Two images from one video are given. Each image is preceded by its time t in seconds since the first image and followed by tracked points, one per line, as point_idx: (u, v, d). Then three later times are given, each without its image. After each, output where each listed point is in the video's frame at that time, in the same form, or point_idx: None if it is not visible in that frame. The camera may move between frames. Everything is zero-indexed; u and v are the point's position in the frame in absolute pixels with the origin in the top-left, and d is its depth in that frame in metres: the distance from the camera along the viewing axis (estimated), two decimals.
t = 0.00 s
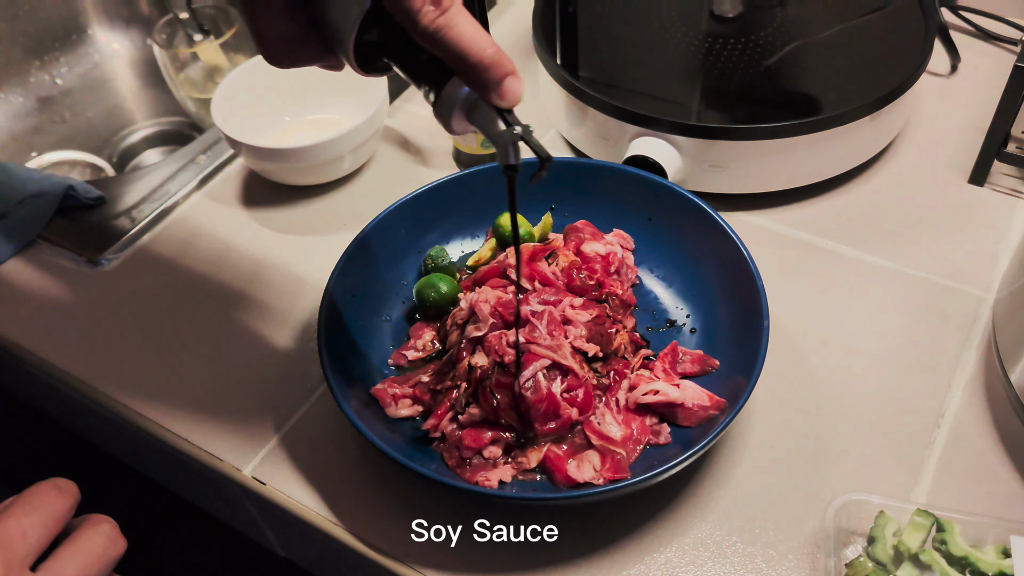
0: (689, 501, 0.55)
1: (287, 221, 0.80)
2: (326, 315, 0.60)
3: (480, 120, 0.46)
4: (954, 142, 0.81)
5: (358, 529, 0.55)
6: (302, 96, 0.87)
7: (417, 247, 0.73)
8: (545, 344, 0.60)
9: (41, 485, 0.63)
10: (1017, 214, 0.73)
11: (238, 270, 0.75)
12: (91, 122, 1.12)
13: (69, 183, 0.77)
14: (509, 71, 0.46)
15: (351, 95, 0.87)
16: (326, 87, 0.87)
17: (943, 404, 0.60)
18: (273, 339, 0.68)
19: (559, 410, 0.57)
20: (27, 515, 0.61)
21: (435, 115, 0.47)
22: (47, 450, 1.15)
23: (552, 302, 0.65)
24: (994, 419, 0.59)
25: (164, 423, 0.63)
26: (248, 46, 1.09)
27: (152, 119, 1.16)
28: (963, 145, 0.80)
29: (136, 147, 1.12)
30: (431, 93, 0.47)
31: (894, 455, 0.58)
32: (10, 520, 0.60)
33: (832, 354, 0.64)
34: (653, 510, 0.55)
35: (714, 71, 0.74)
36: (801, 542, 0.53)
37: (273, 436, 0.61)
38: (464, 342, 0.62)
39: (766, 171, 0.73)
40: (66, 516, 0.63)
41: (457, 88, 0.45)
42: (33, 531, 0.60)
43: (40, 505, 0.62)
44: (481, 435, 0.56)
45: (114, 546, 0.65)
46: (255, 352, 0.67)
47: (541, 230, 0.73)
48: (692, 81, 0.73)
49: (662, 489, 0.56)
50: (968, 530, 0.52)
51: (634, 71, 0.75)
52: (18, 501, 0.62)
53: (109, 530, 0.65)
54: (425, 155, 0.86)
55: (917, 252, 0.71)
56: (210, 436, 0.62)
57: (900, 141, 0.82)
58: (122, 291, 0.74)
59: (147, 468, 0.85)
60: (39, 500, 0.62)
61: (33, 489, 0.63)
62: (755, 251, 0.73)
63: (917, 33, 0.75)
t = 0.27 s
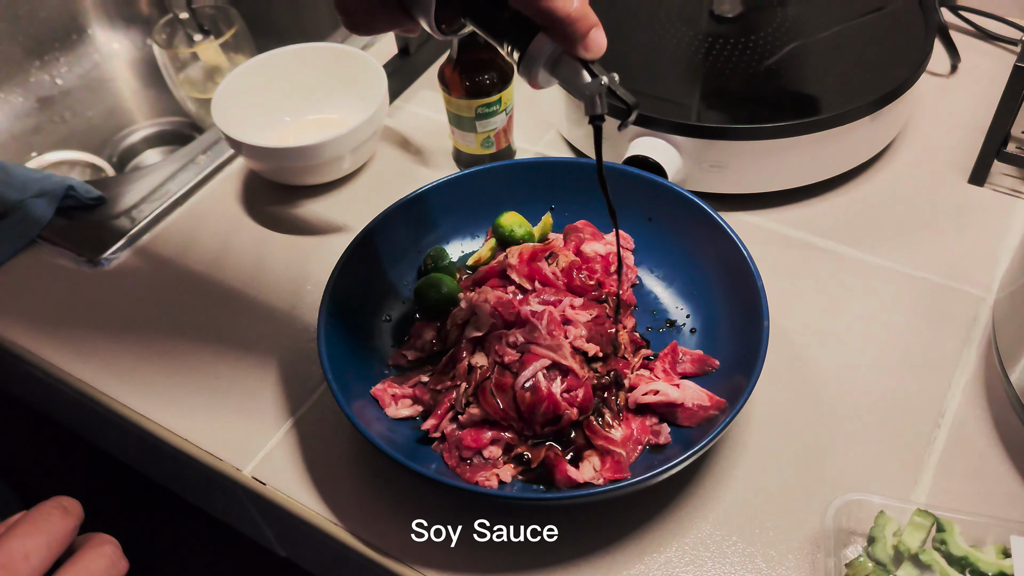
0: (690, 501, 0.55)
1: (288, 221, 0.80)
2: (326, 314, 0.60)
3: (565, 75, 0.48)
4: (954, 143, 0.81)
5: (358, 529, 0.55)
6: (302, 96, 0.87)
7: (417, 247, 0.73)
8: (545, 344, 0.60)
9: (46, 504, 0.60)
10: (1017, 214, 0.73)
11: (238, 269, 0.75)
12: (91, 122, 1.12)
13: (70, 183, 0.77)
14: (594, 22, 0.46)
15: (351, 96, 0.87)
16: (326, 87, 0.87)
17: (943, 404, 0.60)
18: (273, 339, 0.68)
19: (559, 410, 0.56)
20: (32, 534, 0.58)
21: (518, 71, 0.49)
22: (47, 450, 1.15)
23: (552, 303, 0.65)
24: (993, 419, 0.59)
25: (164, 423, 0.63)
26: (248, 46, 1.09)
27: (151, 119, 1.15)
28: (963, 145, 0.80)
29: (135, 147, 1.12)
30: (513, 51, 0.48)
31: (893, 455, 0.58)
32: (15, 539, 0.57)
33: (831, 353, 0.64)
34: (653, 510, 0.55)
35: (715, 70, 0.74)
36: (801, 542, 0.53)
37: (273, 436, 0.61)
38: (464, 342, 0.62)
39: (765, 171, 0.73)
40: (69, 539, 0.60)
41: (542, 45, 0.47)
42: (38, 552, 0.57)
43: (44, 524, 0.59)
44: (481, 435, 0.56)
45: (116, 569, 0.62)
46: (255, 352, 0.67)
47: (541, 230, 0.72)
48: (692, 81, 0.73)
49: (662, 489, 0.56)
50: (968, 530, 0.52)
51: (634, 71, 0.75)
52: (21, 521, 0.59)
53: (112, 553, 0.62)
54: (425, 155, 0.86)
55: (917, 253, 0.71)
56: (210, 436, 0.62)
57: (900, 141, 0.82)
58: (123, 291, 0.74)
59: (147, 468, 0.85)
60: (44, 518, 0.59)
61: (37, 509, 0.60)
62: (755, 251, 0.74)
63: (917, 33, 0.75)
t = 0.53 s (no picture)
0: (690, 501, 0.55)
1: (288, 221, 0.80)
2: (326, 315, 0.60)
3: (526, 17, 0.50)
4: (954, 143, 0.81)
5: (358, 529, 0.55)
6: (303, 96, 0.87)
7: (417, 247, 0.73)
8: (545, 344, 0.60)
9: (52, 505, 0.61)
10: (1017, 214, 0.73)
11: (238, 269, 0.75)
12: (91, 122, 1.12)
13: (69, 183, 0.77)
14: None
15: (351, 96, 0.87)
16: (326, 87, 0.87)
17: (943, 404, 0.60)
18: (273, 339, 0.68)
19: (559, 410, 0.56)
20: (36, 536, 0.58)
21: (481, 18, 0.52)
22: (47, 450, 1.15)
23: (552, 302, 0.65)
24: (994, 419, 0.59)
25: (164, 423, 0.63)
26: (248, 46, 1.09)
27: (151, 119, 1.15)
28: (963, 145, 0.80)
29: (135, 147, 1.11)
30: None
31: (894, 455, 0.57)
32: (20, 541, 0.57)
33: (831, 353, 0.64)
34: (653, 510, 0.55)
35: (714, 70, 0.74)
36: (801, 542, 0.53)
37: (273, 436, 0.61)
38: (464, 341, 0.62)
39: (765, 171, 0.73)
40: (74, 540, 0.60)
41: None
42: (41, 554, 0.58)
43: (49, 526, 0.59)
44: (481, 435, 0.56)
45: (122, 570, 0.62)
46: (255, 352, 0.67)
47: (542, 230, 0.72)
48: (692, 81, 0.73)
49: (663, 489, 0.56)
50: (968, 530, 0.52)
51: (634, 70, 0.75)
52: (28, 522, 0.60)
53: (117, 554, 0.62)
54: (424, 155, 0.86)
55: (918, 253, 0.71)
56: (210, 436, 0.62)
57: (900, 141, 0.82)
58: (122, 291, 0.74)
59: (147, 468, 0.85)
60: (48, 521, 0.59)
61: (43, 510, 0.61)
62: (755, 251, 0.74)
63: (917, 32, 0.75)
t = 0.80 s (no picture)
0: (690, 501, 0.55)
1: (288, 221, 0.80)
2: (326, 315, 0.60)
3: (450, 14, 0.51)
4: (954, 143, 0.81)
5: (358, 530, 0.55)
6: (303, 96, 0.87)
7: (417, 247, 0.73)
8: (544, 344, 0.60)
9: (59, 494, 0.60)
10: (1017, 214, 0.73)
11: (238, 269, 0.75)
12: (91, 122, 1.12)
13: (69, 183, 0.77)
14: None
15: (351, 95, 0.87)
16: (326, 87, 0.87)
17: (943, 404, 0.60)
18: (273, 340, 0.68)
19: (559, 410, 0.56)
20: (46, 523, 0.58)
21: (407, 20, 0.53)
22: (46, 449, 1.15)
23: (552, 302, 0.65)
24: (994, 419, 0.59)
25: (163, 423, 0.63)
26: (248, 46, 1.09)
27: (151, 119, 1.15)
28: (963, 145, 0.80)
29: (135, 147, 1.12)
30: None
31: (893, 456, 0.57)
32: (29, 528, 0.57)
33: (832, 353, 0.64)
34: (653, 510, 0.55)
35: (714, 71, 0.74)
36: (801, 542, 0.53)
37: (272, 436, 0.61)
38: (464, 342, 0.62)
39: (765, 171, 0.73)
40: (83, 527, 0.60)
41: None
42: (51, 540, 0.57)
43: (58, 513, 0.59)
44: (481, 435, 0.56)
45: (130, 558, 0.62)
46: (255, 352, 0.67)
47: (541, 230, 0.72)
48: (692, 81, 0.73)
49: (662, 489, 0.56)
50: (968, 530, 0.52)
51: (634, 71, 0.75)
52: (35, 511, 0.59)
53: (125, 542, 0.62)
54: (425, 155, 0.86)
55: (918, 253, 0.71)
56: (210, 436, 0.62)
57: (900, 141, 0.82)
58: (122, 291, 0.74)
59: (147, 468, 0.85)
60: (57, 508, 0.59)
61: (50, 499, 0.60)
62: (755, 251, 0.73)
63: (918, 32, 0.75)
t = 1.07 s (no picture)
0: (690, 501, 0.55)
1: (288, 221, 0.80)
2: (326, 314, 0.60)
3: (450, 71, 0.49)
4: (954, 142, 0.81)
5: (358, 529, 0.55)
6: (303, 96, 0.87)
7: (417, 247, 0.73)
8: (545, 344, 0.60)
9: (64, 492, 0.60)
10: (1017, 214, 0.73)
11: (239, 269, 0.75)
12: (91, 122, 1.12)
13: (69, 183, 0.77)
14: (475, 19, 0.49)
15: (351, 95, 0.87)
16: (326, 87, 0.87)
17: (943, 404, 0.60)
18: (273, 340, 0.68)
19: (559, 410, 0.56)
20: (53, 522, 0.57)
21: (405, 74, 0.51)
22: (47, 450, 1.15)
23: (552, 302, 0.65)
24: (994, 419, 0.59)
25: (164, 423, 0.63)
26: (248, 47, 1.09)
27: (152, 119, 1.15)
28: (963, 145, 0.80)
29: (135, 147, 1.12)
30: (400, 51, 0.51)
31: (893, 456, 0.57)
32: (35, 526, 0.57)
33: (832, 353, 0.64)
34: (653, 510, 0.55)
35: (714, 71, 0.74)
36: (801, 542, 0.53)
37: (273, 436, 0.61)
38: (464, 342, 0.63)
39: (766, 171, 0.73)
40: (90, 525, 0.60)
41: (424, 42, 0.49)
42: (59, 539, 0.57)
43: (64, 512, 0.58)
44: (481, 435, 0.56)
45: (135, 555, 0.62)
46: (256, 352, 0.67)
47: (541, 230, 0.72)
48: (692, 81, 0.73)
49: (663, 489, 0.56)
50: (968, 530, 0.52)
51: (634, 71, 0.75)
52: (41, 509, 0.59)
53: (131, 539, 0.62)
54: (425, 155, 0.86)
55: (918, 253, 0.71)
56: (210, 436, 0.62)
57: (900, 141, 0.82)
58: (122, 291, 0.74)
59: (147, 468, 0.85)
60: (63, 507, 0.58)
61: (56, 497, 0.60)
62: (755, 251, 0.74)
63: (917, 32, 0.75)
